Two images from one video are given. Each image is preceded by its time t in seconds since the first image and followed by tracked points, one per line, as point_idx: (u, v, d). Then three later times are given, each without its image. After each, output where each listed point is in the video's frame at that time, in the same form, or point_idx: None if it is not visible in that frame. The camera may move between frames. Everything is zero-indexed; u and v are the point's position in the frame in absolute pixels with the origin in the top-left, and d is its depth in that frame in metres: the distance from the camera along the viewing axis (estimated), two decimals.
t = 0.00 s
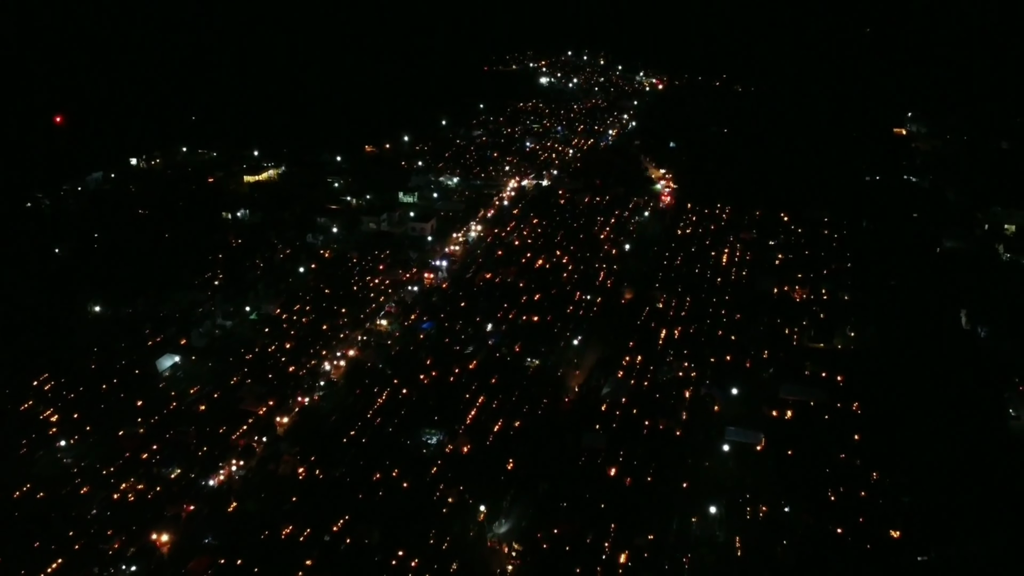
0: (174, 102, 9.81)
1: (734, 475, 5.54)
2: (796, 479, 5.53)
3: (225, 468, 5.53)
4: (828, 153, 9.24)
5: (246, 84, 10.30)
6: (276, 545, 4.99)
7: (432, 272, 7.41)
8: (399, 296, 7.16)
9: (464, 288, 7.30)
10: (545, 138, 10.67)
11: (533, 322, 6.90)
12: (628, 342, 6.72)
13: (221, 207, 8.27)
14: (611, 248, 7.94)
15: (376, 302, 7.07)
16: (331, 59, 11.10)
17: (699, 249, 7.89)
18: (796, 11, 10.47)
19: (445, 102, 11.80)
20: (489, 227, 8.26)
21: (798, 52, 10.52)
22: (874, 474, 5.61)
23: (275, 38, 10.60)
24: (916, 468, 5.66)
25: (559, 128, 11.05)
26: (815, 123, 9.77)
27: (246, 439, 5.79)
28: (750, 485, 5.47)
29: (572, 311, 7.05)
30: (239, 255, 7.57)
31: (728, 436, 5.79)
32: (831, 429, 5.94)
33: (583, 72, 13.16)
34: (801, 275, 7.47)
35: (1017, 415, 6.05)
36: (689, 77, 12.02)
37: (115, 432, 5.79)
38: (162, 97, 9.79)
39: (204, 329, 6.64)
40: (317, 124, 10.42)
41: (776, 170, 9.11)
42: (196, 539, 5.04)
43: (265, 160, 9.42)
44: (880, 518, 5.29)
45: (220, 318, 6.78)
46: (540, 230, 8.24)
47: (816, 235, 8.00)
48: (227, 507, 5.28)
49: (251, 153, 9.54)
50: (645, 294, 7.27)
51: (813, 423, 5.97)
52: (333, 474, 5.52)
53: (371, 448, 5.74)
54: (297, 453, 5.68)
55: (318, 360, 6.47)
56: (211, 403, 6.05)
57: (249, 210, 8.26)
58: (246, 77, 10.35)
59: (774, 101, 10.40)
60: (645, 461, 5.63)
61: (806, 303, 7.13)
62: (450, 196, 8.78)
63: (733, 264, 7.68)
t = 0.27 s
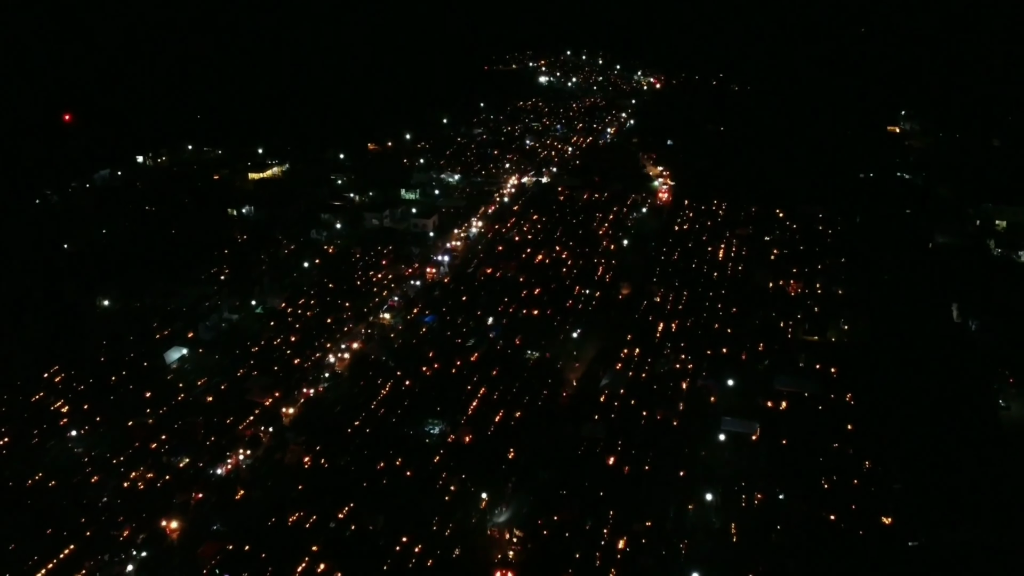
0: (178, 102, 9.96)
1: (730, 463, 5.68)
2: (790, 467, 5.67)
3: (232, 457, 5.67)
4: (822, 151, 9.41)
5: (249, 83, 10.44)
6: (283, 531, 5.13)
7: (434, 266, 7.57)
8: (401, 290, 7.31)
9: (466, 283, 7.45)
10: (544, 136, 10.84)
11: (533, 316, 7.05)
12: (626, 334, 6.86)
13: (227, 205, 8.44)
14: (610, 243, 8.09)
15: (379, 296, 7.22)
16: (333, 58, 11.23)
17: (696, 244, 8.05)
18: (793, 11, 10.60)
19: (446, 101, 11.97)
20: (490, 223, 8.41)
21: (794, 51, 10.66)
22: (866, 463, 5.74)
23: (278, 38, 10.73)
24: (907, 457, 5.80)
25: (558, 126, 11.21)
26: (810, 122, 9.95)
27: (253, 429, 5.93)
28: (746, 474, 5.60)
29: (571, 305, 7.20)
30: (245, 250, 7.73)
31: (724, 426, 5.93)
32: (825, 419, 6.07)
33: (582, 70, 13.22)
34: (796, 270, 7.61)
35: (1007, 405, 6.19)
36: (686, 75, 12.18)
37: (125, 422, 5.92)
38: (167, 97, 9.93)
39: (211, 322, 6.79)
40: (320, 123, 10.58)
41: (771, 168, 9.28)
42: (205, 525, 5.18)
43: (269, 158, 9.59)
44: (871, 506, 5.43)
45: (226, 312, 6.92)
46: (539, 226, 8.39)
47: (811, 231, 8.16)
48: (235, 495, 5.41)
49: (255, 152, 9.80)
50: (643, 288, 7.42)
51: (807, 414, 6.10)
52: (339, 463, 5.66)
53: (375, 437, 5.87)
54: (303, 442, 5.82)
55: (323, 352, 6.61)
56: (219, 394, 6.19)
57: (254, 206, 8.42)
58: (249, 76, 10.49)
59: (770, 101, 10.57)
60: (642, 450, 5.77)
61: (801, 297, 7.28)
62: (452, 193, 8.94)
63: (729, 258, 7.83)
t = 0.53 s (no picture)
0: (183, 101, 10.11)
1: (726, 452, 5.81)
2: (784, 456, 5.79)
3: (240, 447, 5.80)
4: (817, 148, 9.57)
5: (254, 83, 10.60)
6: (289, 518, 5.25)
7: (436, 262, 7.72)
8: (404, 285, 7.45)
9: (467, 278, 7.60)
10: (544, 134, 11.00)
11: (533, 310, 7.19)
12: (624, 328, 7.00)
13: (232, 202, 8.60)
14: (608, 239, 8.24)
15: (382, 291, 7.36)
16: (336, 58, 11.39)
17: (692, 240, 8.20)
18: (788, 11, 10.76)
19: (447, 100, 12.14)
20: (490, 220, 8.56)
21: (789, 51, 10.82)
22: (859, 452, 5.86)
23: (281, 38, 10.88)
24: (899, 445, 5.92)
25: (558, 125, 11.38)
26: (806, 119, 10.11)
27: (259, 420, 6.06)
28: (741, 462, 5.73)
29: (571, 299, 7.34)
30: (251, 247, 7.88)
31: (720, 416, 6.06)
32: (819, 410, 6.20)
33: (581, 70, 13.58)
34: (791, 265, 7.76)
35: (997, 396, 6.32)
36: (684, 75, 12.35)
37: (133, 413, 6.05)
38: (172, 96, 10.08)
39: (217, 316, 6.93)
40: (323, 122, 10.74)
41: (767, 165, 9.44)
42: (213, 512, 5.30)
43: (273, 156, 9.75)
44: (864, 493, 5.54)
45: (232, 306, 7.06)
46: (539, 223, 8.54)
47: (806, 227, 8.31)
48: (242, 484, 5.54)
49: (259, 150, 9.95)
50: (641, 283, 7.57)
51: (801, 404, 6.23)
52: (343, 452, 5.78)
53: (379, 427, 6.00)
54: (308, 432, 5.95)
55: (327, 346, 6.75)
56: (225, 386, 6.32)
57: (259, 203, 8.57)
58: (253, 76, 10.65)
59: (766, 99, 10.73)
60: (640, 440, 5.90)
61: (795, 291, 7.42)
62: (453, 190, 9.10)
63: (725, 254, 7.98)
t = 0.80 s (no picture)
0: (188, 100, 10.24)
1: (722, 442, 5.94)
2: (779, 445, 5.93)
3: (247, 437, 5.93)
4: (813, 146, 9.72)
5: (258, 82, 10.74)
6: (296, 506, 5.38)
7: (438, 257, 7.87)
8: (407, 280, 7.60)
9: (468, 273, 7.75)
10: (543, 132, 11.17)
11: (533, 304, 7.33)
12: (622, 321, 7.14)
13: (238, 198, 8.75)
14: (607, 235, 8.38)
15: (385, 285, 7.50)
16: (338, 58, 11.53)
17: (690, 236, 8.35)
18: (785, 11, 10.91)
19: (448, 99, 12.31)
20: (491, 216, 8.71)
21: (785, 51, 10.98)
22: (852, 442, 5.98)
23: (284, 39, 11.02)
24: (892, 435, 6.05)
25: (557, 123, 11.54)
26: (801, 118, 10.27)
27: (266, 411, 6.18)
28: (736, 452, 5.86)
29: (570, 294, 7.48)
30: (256, 242, 8.03)
31: (717, 407, 6.19)
32: (813, 401, 6.33)
33: (579, 70, 13.85)
34: (786, 260, 7.90)
35: (988, 387, 6.47)
36: (681, 75, 12.52)
37: (142, 405, 6.18)
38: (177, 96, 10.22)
39: (224, 310, 7.06)
40: (326, 121, 10.89)
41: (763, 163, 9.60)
42: (221, 501, 5.43)
43: (277, 154, 9.89)
44: (857, 481, 5.67)
45: (238, 301, 7.19)
46: (539, 219, 8.69)
47: (801, 223, 8.46)
48: (249, 473, 5.66)
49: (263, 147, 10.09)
50: (639, 278, 7.71)
51: (796, 396, 6.36)
52: (348, 442, 5.91)
53: (383, 418, 6.14)
54: (314, 423, 6.08)
55: (332, 339, 6.89)
56: (232, 378, 6.45)
57: (264, 200, 8.71)
58: (256, 76, 10.79)
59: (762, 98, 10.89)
60: (638, 430, 6.04)
61: (790, 286, 7.56)
62: (454, 187, 9.25)
63: (722, 249, 8.13)
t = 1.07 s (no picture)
0: (192, 99, 10.39)
1: (717, 431, 6.08)
2: (774, 435, 6.06)
3: (253, 427, 6.06)
4: (808, 143, 9.88)
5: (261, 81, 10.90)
6: (302, 493, 5.51)
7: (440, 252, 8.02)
8: (409, 275, 7.75)
9: (469, 268, 7.90)
10: (542, 130, 11.34)
11: (533, 298, 7.48)
12: (620, 315, 7.28)
13: (243, 195, 8.91)
14: (605, 231, 8.53)
15: (388, 280, 7.65)
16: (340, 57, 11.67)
17: (687, 232, 8.50)
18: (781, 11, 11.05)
19: (449, 98, 12.49)
20: (491, 213, 8.86)
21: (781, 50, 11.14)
22: (845, 431, 6.11)
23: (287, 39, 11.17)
24: (884, 424, 6.19)
25: (556, 122, 11.73)
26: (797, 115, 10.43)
27: (272, 402, 6.32)
28: (732, 441, 5.99)
29: (569, 288, 7.63)
30: (261, 238, 8.19)
31: (713, 397, 6.33)
32: (807, 392, 6.46)
33: (576, 69, 13.86)
34: (782, 255, 8.05)
35: (978, 378, 6.63)
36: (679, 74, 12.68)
37: (151, 396, 6.31)
38: (181, 95, 10.36)
39: (230, 305, 7.21)
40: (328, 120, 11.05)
41: (759, 160, 9.76)
42: (229, 488, 5.56)
43: (281, 152, 10.05)
44: (849, 469, 5.79)
45: (244, 295, 7.34)
46: (538, 215, 8.84)
47: (796, 219, 8.61)
48: (255, 462, 5.79)
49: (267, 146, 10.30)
50: (636, 273, 7.86)
51: (790, 387, 6.49)
52: (353, 432, 6.05)
53: (386, 408, 6.27)
54: (319, 413, 6.22)
55: (336, 332, 7.03)
56: (239, 369, 6.59)
57: (268, 197, 8.87)
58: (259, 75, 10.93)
59: (759, 97, 11.05)
60: (636, 420, 6.18)
61: (785, 280, 7.71)
62: (455, 184, 9.41)
63: (718, 245, 8.28)
